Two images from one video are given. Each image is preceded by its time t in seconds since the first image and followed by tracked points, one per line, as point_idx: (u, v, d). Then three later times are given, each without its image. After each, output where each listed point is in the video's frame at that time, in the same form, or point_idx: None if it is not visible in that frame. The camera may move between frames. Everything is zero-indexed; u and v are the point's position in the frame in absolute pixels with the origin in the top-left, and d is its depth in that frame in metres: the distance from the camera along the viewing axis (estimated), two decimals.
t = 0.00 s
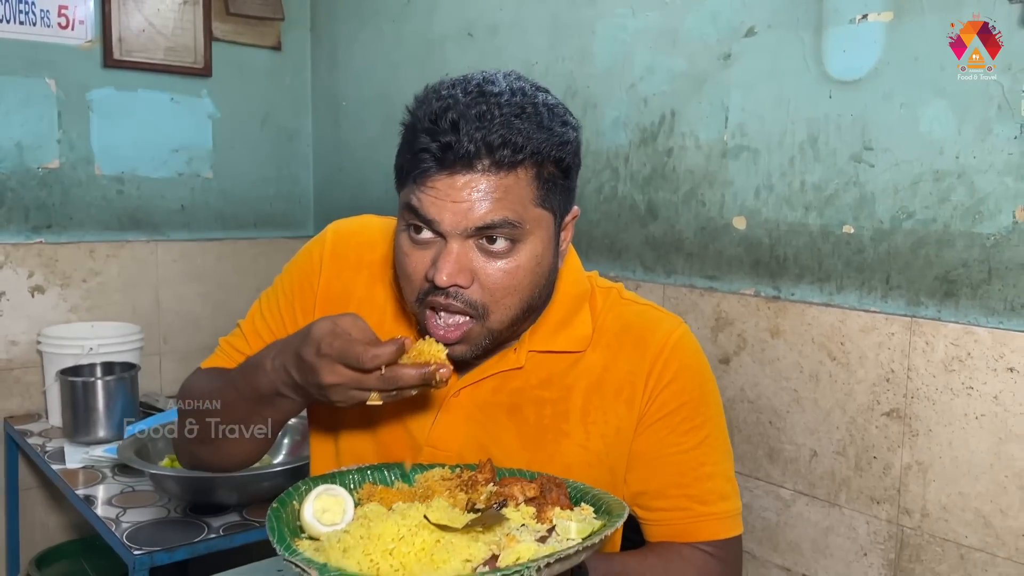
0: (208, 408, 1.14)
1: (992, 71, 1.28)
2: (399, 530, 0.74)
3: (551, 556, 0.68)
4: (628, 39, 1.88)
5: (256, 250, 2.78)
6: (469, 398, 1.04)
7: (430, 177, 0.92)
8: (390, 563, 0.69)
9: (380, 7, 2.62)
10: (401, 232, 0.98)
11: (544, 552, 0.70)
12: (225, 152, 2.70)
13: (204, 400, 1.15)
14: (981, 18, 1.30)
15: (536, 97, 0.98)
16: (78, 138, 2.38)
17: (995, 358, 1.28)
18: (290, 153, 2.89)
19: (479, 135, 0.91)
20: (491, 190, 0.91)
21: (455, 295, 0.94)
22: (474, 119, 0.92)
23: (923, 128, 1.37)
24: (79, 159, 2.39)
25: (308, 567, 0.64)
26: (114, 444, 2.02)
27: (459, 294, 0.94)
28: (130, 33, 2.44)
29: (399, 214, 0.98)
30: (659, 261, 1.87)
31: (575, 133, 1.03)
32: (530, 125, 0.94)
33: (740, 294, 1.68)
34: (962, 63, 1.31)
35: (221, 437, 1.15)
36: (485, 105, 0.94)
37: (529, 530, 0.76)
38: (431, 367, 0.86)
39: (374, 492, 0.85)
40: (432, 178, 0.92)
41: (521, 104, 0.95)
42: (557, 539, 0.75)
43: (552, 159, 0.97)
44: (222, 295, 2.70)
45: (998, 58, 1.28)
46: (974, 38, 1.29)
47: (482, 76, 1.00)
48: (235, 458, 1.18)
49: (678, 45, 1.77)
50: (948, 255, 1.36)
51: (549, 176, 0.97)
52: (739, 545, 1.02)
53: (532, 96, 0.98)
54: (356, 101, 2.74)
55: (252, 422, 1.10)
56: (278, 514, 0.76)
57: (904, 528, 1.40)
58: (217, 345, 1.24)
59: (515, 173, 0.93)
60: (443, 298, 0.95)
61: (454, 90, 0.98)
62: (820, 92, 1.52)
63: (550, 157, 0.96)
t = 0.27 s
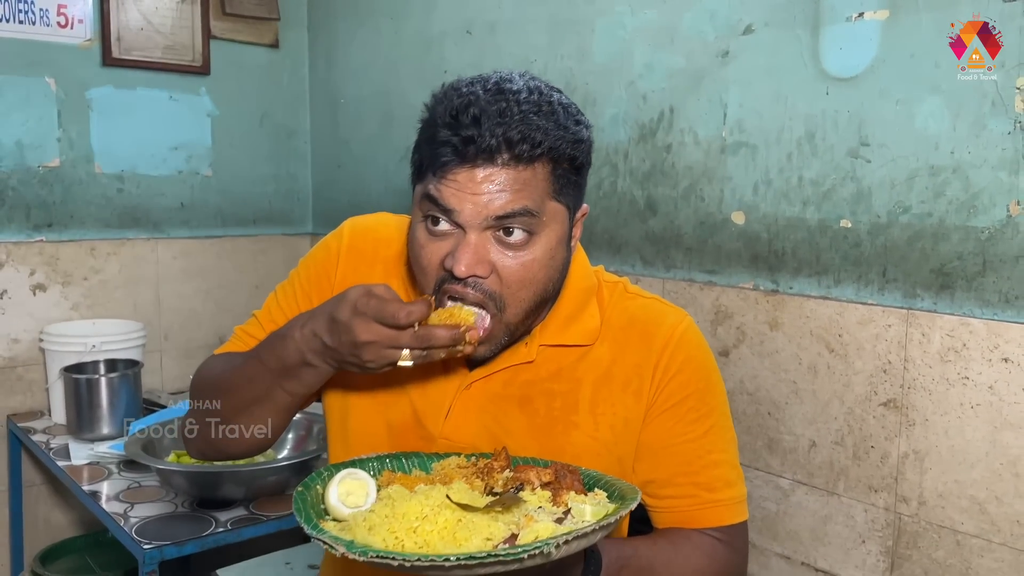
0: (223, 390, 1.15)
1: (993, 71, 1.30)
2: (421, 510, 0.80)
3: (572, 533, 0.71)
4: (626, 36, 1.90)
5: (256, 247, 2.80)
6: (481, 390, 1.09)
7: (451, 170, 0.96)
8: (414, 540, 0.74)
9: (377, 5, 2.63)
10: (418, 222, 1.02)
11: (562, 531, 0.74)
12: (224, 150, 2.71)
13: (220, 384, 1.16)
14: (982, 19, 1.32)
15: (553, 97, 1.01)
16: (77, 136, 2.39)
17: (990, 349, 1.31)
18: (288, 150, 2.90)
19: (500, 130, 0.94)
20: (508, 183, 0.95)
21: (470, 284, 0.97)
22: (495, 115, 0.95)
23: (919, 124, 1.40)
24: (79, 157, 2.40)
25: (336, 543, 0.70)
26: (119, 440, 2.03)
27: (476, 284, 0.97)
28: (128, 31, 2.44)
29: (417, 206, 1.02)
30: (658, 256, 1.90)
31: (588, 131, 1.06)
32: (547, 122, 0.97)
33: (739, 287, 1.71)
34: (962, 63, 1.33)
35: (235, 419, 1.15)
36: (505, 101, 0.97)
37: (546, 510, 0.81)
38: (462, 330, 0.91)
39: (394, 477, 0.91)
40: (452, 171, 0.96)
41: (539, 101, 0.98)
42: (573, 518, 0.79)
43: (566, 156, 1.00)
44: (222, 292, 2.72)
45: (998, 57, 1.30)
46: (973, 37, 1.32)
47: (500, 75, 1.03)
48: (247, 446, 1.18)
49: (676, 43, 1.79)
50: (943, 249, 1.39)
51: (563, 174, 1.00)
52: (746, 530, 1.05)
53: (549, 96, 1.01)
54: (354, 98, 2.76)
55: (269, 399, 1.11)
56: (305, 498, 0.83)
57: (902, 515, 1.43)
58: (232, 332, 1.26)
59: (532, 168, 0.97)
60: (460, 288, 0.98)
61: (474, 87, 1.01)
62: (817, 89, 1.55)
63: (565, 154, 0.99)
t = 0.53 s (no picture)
0: (240, 370, 1.16)
1: (992, 71, 1.32)
2: (437, 501, 0.82)
3: (586, 523, 0.74)
4: (624, 34, 1.92)
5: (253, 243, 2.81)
6: (489, 381, 1.12)
7: (466, 156, 0.99)
8: (431, 530, 0.77)
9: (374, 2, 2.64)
10: (431, 207, 1.05)
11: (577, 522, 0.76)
12: (221, 147, 2.72)
13: (237, 365, 1.17)
14: (981, 18, 1.34)
15: (568, 91, 1.04)
16: (75, 134, 2.39)
17: (984, 341, 1.34)
18: (285, 147, 2.90)
19: (515, 120, 0.98)
20: (519, 170, 0.98)
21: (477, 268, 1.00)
22: (512, 105, 0.99)
23: (913, 120, 1.43)
24: (77, 155, 2.40)
25: (357, 534, 0.72)
26: (120, 436, 2.04)
27: (484, 269, 1.00)
28: (125, 28, 2.44)
29: (431, 192, 1.05)
30: (656, 251, 1.92)
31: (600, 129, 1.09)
32: (562, 114, 1.01)
33: (736, 282, 1.74)
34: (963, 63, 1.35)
35: (250, 400, 1.16)
36: (522, 93, 1.00)
37: (558, 500, 0.84)
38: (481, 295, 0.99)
39: (407, 467, 0.94)
40: (467, 157, 0.99)
41: (555, 94, 1.02)
42: (584, 507, 0.81)
43: (578, 150, 1.03)
44: (220, 288, 2.74)
45: (997, 57, 1.32)
46: (974, 37, 1.34)
47: (517, 70, 1.07)
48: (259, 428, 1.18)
49: (673, 40, 1.81)
50: (937, 243, 1.41)
51: (574, 167, 1.03)
52: (749, 519, 1.07)
53: (565, 91, 1.04)
54: (350, 95, 2.76)
55: (289, 376, 1.13)
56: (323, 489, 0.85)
57: (897, 505, 1.46)
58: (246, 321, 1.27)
59: (545, 158, 1.00)
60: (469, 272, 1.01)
61: (492, 80, 1.04)
62: (813, 86, 1.57)
63: (576, 148, 1.02)
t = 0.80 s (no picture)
0: (246, 356, 1.17)
1: (993, 71, 1.33)
2: (443, 494, 0.84)
3: (591, 515, 0.75)
4: (618, 32, 1.94)
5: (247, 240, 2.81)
6: (491, 373, 1.14)
7: (471, 147, 1.01)
8: (439, 524, 0.78)
9: None
10: (435, 196, 1.07)
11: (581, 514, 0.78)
12: (214, 143, 2.71)
13: (243, 351, 1.18)
14: (981, 19, 1.35)
15: (575, 92, 1.06)
16: (69, 130, 2.38)
17: (974, 335, 1.37)
18: (278, 144, 2.90)
19: (521, 114, 1.00)
20: (519, 164, 1.00)
21: (474, 257, 1.02)
22: (519, 100, 1.01)
23: (905, 118, 1.45)
24: (71, 151, 2.40)
25: (367, 528, 0.73)
26: (117, 432, 2.04)
27: (482, 258, 1.02)
28: (118, 24, 2.44)
29: (437, 183, 1.07)
30: (651, 247, 1.94)
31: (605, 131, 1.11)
32: (567, 113, 1.03)
33: (730, 277, 1.76)
34: (962, 63, 1.36)
35: (256, 385, 1.17)
36: (530, 90, 1.02)
37: (561, 491, 0.85)
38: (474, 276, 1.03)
39: (412, 461, 0.95)
40: (473, 148, 1.01)
41: (562, 94, 1.04)
42: (587, 499, 0.83)
43: (581, 148, 1.05)
44: (213, 284, 2.74)
45: (997, 58, 1.33)
46: (974, 38, 1.35)
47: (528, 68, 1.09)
48: (266, 415, 1.20)
49: (668, 39, 1.83)
50: (928, 239, 1.44)
51: (576, 165, 1.05)
52: (746, 509, 1.09)
53: (572, 92, 1.06)
54: (344, 92, 2.77)
55: (296, 359, 1.14)
56: (330, 484, 0.86)
57: (889, 496, 1.49)
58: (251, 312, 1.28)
59: (547, 154, 1.02)
60: (466, 260, 1.03)
61: (502, 76, 1.06)
62: (806, 84, 1.60)
63: (580, 146, 1.04)
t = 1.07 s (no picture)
0: (251, 352, 1.18)
1: (992, 71, 1.35)
2: (453, 485, 0.85)
3: (599, 504, 0.77)
4: (614, 30, 1.96)
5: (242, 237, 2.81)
6: (495, 366, 1.16)
7: (483, 141, 1.04)
8: (451, 514, 0.80)
9: None
10: (445, 190, 1.09)
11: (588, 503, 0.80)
12: (210, 140, 2.72)
13: (248, 347, 1.20)
14: (981, 19, 1.36)
15: (582, 89, 1.10)
16: (65, 128, 2.38)
17: (965, 330, 1.40)
18: (273, 141, 2.91)
19: (534, 109, 1.03)
20: (531, 158, 1.03)
21: (486, 250, 1.04)
22: (531, 96, 1.04)
23: (897, 117, 1.47)
24: (67, 148, 2.40)
25: (380, 517, 0.75)
26: (115, 428, 2.04)
27: (494, 250, 1.04)
28: (114, 22, 2.44)
29: (447, 179, 1.09)
30: (646, 244, 1.96)
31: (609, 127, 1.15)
32: (577, 110, 1.06)
33: (725, 273, 1.78)
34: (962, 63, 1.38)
35: (260, 381, 1.18)
36: (541, 86, 1.06)
37: (568, 482, 0.87)
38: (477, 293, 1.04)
39: (419, 453, 0.97)
40: (485, 143, 1.04)
41: (572, 90, 1.08)
42: (593, 489, 0.85)
43: (589, 143, 1.09)
44: (209, 281, 2.74)
45: (998, 58, 1.34)
46: (974, 37, 1.36)
47: (535, 67, 1.13)
48: (270, 410, 1.21)
49: (663, 38, 1.85)
50: (920, 236, 1.47)
51: (585, 159, 1.09)
52: (743, 502, 1.12)
53: (579, 89, 1.10)
54: (340, 89, 2.77)
55: (299, 357, 1.15)
56: (341, 475, 0.87)
57: (881, 488, 1.51)
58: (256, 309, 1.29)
59: (558, 149, 1.05)
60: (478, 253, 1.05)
61: (512, 73, 1.10)
62: (800, 83, 1.62)
63: (588, 141, 1.08)
